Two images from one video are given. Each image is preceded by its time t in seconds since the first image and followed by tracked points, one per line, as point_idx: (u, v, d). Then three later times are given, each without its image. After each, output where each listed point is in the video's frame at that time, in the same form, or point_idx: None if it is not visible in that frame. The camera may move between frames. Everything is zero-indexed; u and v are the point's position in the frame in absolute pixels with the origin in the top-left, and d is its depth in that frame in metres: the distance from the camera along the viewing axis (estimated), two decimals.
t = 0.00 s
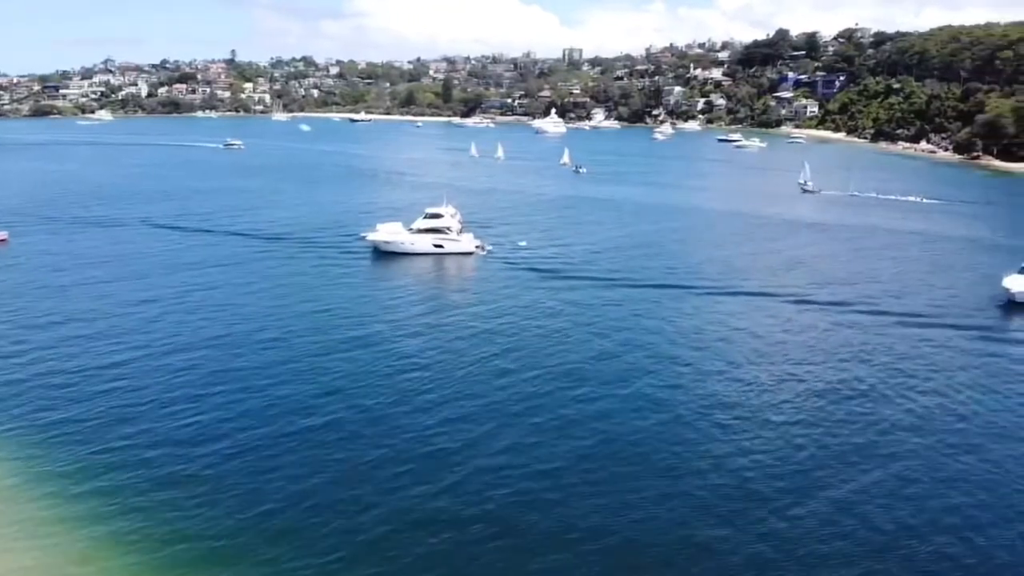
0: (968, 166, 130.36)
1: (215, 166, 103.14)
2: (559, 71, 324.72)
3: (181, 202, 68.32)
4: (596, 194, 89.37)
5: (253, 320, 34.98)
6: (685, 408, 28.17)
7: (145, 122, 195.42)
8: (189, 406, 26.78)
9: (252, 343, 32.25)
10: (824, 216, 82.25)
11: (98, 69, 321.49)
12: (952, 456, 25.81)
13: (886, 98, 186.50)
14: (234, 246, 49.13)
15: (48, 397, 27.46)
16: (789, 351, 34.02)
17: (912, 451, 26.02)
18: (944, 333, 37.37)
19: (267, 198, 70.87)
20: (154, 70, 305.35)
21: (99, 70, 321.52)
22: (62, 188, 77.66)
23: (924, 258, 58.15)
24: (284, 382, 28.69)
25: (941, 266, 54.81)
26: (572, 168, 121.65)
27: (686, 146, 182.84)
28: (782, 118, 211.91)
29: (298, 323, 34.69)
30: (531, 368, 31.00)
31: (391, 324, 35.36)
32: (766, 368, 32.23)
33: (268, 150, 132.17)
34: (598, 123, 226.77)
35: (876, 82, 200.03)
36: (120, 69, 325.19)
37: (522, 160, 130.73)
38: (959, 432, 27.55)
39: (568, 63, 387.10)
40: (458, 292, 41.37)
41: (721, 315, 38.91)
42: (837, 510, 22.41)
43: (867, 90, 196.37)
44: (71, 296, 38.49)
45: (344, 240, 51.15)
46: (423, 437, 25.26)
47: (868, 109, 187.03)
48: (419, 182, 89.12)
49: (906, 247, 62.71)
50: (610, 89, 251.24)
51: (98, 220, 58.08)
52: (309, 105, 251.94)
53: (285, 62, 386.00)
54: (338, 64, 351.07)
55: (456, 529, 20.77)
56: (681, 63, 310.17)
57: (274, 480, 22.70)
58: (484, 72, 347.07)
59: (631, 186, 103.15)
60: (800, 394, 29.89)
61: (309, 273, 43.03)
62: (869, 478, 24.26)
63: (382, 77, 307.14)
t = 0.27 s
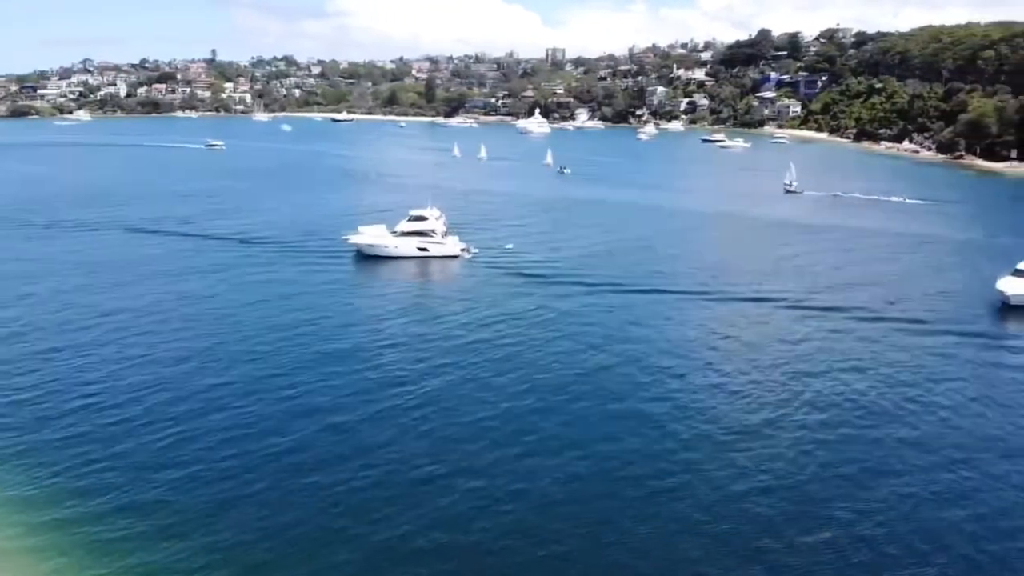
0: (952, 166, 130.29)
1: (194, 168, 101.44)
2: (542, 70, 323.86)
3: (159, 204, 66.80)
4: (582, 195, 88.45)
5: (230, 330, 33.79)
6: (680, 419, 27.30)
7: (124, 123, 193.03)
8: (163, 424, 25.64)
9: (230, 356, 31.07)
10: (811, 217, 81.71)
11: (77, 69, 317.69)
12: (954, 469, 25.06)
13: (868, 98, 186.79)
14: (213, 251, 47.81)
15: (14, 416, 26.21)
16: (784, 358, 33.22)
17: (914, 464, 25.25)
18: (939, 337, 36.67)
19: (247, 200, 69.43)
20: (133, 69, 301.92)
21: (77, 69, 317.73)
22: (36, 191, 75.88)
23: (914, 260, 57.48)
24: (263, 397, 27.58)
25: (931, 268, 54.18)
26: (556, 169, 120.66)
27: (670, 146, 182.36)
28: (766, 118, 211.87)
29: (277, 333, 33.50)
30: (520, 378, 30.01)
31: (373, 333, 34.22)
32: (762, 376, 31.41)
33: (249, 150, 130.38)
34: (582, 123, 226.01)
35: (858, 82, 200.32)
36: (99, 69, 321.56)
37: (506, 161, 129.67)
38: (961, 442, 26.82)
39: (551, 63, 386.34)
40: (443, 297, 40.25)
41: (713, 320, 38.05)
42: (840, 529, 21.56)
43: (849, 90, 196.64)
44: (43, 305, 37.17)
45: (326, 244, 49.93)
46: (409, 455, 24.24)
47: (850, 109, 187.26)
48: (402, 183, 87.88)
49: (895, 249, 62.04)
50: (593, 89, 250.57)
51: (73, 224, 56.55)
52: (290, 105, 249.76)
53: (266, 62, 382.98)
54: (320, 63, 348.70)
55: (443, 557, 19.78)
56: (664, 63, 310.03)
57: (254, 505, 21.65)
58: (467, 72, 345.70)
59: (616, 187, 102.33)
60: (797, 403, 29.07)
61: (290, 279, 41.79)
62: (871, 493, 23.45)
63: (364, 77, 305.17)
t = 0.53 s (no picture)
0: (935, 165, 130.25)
1: (174, 169, 99.72)
2: (524, 70, 322.84)
3: (136, 208, 65.18)
4: (567, 196, 87.53)
5: (207, 341, 32.47)
6: (675, 431, 26.39)
7: (102, 123, 190.46)
8: (137, 444, 24.44)
9: (207, 368, 29.85)
10: (798, 218, 81.11)
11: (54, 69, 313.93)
12: (959, 480, 24.29)
13: (850, 98, 187.04)
14: (191, 257, 46.39)
15: None
16: (779, 364, 32.40)
17: (917, 475, 24.47)
18: (934, 340, 35.95)
19: (225, 203, 67.96)
20: (112, 69, 298.36)
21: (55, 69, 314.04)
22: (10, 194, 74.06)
23: (903, 261, 56.86)
24: (242, 413, 26.42)
25: (921, 270, 53.55)
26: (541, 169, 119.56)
27: (654, 146, 181.68)
28: (748, 118, 211.76)
29: (255, 344, 32.26)
30: (509, 388, 29.01)
31: (356, 341, 32.99)
32: (758, 383, 30.55)
33: (229, 151, 128.50)
34: (565, 123, 225.25)
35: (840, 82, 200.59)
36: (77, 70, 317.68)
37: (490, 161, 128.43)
38: (963, 451, 26.07)
39: (533, 63, 385.52)
40: (429, 302, 39.07)
41: (705, 326, 37.16)
42: (846, 552, 20.68)
43: (831, 90, 196.89)
44: (12, 315, 35.78)
45: (308, 248, 48.63)
46: (395, 475, 23.21)
47: (832, 109, 187.44)
48: (385, 184, 86.51)
49: (884, 251, 61.43)
50: (576, 89, 249.83)
51: (46, 228, 54.91)
52: (271, 105, 247.55)
53: (246, 61, 380.21)
54: (301, 63, 346.25)
55: None
56: (646, 63, 309.88)
57: (233, 532, 20.55)
58: (449, 72, 344.29)
59: (601, 188, 101.42)
60: (795, 412, 28.22)
61: (271, 285, 40.50)
62: (876, 509, 22.62)
63: (345, 76, 303.13)
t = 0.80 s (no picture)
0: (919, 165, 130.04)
1: (152, 170, 98.12)
2: (507, 70, 322.03)
3: (112, 211, 63.67)
4: (553, 197, 86.54)
5: (181, 353, 31.30)
6: (671, 447, 25.37)
7: (81, 123, 188.04)
8: (105, 468, 23.17)
9: (181, 384, 28.57)
10: (784, 219, 80.53)
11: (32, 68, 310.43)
12: (965, 498, 23.40)
13: (832, 98, 187.24)
14: (168, 262, 45.13)
15: None
16: (775, 373, 31.44)
17: (921, 492, 23.59)
18: (932, 345, 35.09)
19: (204, 206, 66.60)
20: (90, 68, 295.06)
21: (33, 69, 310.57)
22: None
23: (892, 263, 56.26)
24: (217, 433, 25.17)
25: (912, 272, 52.75)
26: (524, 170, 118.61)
27: (638, 146, 181.20)
28: (731, 119, 211.55)
29: (231, 356, 31.10)
30: (497, 402, 27.90)
31: (336, 351, 31.90)
32: (754, 393, 29.60)
33: (209, 151, 126.80)
34: (549, 123, 224.44)
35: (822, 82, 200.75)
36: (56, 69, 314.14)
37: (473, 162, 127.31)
38: (967, 465, 25.21)
39: (516, 63, 384.64)
40: (412, 308, 37.98)
41: (697, 333, 36.20)
42: None
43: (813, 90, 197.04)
44: None
45: (288, 252, 47.40)
46: (378, 500, 22.07)
47: (815, 109, 187.56)
48: (368, 185, 85.26)
49: (873, 253, 60.66)
50: (559, 89, 249.10)
51: (19, 233, 53.44)
52: (252, 105, 245.44)
53: (226, 61, 377.36)
54: (282, 62, 343.68)
55: None
56: (629, 63, 309.74)
57: (206, 568, 19.35)
58: (432, 72, 343.00)
59: (585, 189, 100.59)
60: (793, 425, 27.27)
61: (249, 292, 39.30)
62: (882, 531, 21.68)
63: (327, 75, 301.11)
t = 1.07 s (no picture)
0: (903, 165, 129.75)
1: (130, 172, 96.47)
2: (490, 70, 320.99)
3: (87, 214, 62.19)
4: (537, 198, 85.51)
5: (154, 366, 30.15)
6: (663, 465, 24.35)
7: (59, 124, 185.75)
8: (67, 495, 21.94)
9: (153, 401, 27.25)
10: (770, 220, 79.92)
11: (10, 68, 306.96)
12: (966, 512, 22.64)
13: (815, 98, 187.34)
14: (144, 268, 43.87)
15: None
16: (771, 384, 30.46)
17: (920, 507, 22.83)
18: (929, 353, 34.16)
19: (183, 208, 65.21)
20: (68, 68, 291.75)
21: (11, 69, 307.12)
22: None
23: (881, 265, 55.60)
24: (188, 457, 23.88)
25: (903, 276, 51.90)
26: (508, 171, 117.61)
27: (622, 147, 180.67)
28: (714, 119, 211.20)
29: (206, 368, 29.97)
30: (484, 420, 26.75)
31: (315, 362, 30.81)
32: (749, 405, 28.61)
33: (189, 152, 125.06)
34: (532, 123, 223.56)
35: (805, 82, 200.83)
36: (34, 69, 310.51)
37: (457, 163, 126.23)
38: (972, 480, 24.27)
39: (499, 63, 383.56)
40: (395, 315, 36.91)
41: (686, 339, 35.34)
42: None
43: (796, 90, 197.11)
44: None
45: (268, 256, 46.22)
46: (357, 525, 21.07)
47: (798, 109, 187.60)
48: (350, 187, 84.00)
49: (863, 255, 59.82)
50: (542, 89, 248.24)
51: None
52: (233, 105, 243.18)
53: (207, 60, 374.34)
54: (263, 62, 341.14)
55: None
56: (612, 63, 309.34)
57: None
58: (415, 71, 341.47)
59: (570, 190, 99.73)
60: (791, 439, 26.29)
61: (227, 299, 38.14)
62: (886, 555, 20.70)
63: (309, 75, 299.03)
